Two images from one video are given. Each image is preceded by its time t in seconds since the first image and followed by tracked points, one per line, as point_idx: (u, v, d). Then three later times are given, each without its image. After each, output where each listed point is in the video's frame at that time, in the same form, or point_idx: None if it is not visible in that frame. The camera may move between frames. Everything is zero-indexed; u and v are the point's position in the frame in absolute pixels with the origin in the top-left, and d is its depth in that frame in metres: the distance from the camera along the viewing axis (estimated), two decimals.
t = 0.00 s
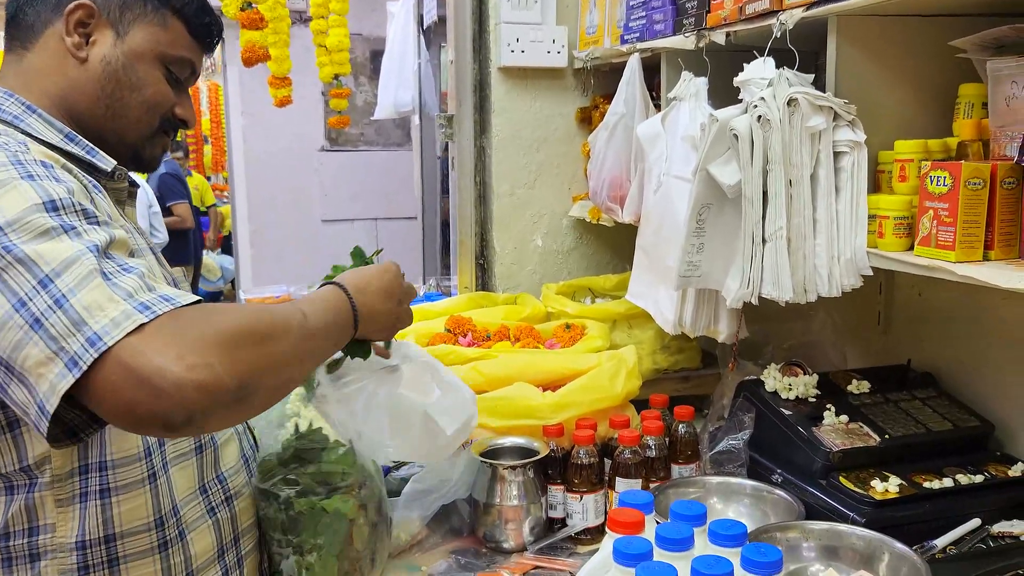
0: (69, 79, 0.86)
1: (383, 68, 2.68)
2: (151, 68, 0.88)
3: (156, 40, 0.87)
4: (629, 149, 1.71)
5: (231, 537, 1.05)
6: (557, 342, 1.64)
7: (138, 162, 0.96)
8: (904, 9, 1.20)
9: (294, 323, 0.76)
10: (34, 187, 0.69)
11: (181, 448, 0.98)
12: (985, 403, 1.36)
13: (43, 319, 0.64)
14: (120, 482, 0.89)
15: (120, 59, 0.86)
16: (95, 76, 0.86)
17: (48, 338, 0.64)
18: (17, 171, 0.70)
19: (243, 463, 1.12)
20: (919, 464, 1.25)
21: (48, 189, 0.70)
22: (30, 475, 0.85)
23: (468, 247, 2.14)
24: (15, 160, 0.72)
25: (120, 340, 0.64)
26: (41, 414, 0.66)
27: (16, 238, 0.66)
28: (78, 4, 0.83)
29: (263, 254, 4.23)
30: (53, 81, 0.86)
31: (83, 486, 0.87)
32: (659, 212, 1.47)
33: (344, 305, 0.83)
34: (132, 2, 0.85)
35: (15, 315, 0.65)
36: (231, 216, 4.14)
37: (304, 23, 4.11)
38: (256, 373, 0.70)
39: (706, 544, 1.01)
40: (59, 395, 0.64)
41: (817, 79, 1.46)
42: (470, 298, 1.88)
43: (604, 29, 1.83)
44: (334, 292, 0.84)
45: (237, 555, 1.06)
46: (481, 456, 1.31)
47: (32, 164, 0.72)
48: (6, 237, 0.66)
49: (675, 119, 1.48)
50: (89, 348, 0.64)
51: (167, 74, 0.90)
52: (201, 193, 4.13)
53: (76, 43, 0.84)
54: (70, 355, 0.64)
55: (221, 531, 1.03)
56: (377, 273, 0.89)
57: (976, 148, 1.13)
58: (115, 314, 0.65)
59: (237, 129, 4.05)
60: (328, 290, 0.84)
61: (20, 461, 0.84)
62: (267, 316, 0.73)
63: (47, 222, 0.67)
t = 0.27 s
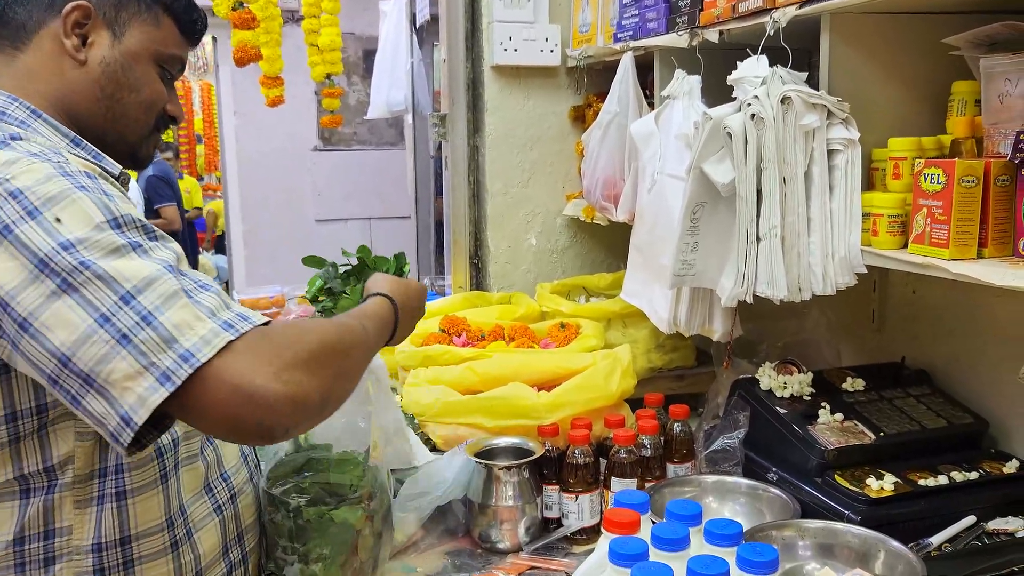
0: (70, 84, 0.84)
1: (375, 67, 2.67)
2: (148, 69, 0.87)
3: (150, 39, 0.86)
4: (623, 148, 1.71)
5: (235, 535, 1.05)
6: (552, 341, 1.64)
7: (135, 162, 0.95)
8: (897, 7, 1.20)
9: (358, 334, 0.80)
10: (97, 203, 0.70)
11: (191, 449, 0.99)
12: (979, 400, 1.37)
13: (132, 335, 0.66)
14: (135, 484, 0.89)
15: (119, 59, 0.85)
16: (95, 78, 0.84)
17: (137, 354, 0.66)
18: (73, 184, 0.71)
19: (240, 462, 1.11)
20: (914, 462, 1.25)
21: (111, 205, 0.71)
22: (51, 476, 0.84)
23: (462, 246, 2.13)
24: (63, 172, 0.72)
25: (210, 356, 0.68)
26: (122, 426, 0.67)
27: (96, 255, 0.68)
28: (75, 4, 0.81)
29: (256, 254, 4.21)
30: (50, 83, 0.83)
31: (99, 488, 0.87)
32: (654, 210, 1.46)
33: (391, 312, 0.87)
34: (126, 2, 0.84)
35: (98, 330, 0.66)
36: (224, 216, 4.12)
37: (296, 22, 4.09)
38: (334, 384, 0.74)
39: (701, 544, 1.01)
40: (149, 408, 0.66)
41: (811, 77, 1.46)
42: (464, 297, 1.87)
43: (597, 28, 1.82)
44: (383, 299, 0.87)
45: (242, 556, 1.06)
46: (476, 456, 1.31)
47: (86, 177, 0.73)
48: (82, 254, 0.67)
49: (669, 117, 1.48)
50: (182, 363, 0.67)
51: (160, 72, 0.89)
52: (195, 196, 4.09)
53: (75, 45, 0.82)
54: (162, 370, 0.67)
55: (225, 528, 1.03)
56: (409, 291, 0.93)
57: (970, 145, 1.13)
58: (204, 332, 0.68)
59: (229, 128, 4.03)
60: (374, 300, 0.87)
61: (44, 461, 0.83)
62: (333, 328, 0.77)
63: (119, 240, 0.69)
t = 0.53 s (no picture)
0: (76, 86, 0.83)
1: (368, 68, 2.66)
2: (150, 69, 0.87)
3: (152, 39, 0.86)
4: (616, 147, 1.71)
5: (239, 534, 1.01)
6: (546, 341, 1.63)
7: (136, 161, 0.94)
8: (890, 6, 1.20)
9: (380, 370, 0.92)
10: (153, 210, 0.75)
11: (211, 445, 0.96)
12: (973, 399, 1.37)
13: (202, 337, 0.72)
14: (151, 479, 0.87)
15: (125, 61, 0.84)
16: (101, 79, 0.84)
17: (207, 354, 0.72)
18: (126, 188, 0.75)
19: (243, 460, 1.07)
20: (909, 461, 1.25)
21: (165, 213, 0.76)
22: (68, 472, 0.83)
23: (456, 247, 2.13)
24: (113, 176, 0.76)
25: (273, 360, 0.75)
26: (189, 421, 0.72)
27: (163, 260, 0.73)
28: (81, 6, 0.81)
29: (250, 255, 4.20)
30: (53, 83, 0.82)
31: (115, 483, 0.86)
32: (647, 210, 1.46)
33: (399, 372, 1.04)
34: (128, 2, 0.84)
35: (169, 332, 0.71)
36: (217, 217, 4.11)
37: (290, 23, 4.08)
38: (363, 400, 0.85)
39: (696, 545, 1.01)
40: (220, 405, 0.72)
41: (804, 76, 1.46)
42: (458, 298, 1.87)
43: (591, 27, 1.82)
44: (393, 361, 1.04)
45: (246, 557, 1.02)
46: (470, 458, 1.30)
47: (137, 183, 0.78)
48: (149, 258, 0.72)
49: (662, 117, 1.48)
50: (250, 365, 0.73)
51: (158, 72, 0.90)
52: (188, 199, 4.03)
53: (81, 47, 0.82)
54: (231, 371, 0.73)
55: (231, 527, 0.99)
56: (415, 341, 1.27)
57: (963, 144, 1.13)
58: (267, 338, 0.75)
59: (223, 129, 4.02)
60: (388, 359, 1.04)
61: (64, 455, 0.82)
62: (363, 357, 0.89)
63: (178, 246, 0.74)
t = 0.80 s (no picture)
0: (85, 87, 0.83)
1: (365, 67, 2.66)
2: (159, 70, 0.87)
3: (161, 40, 0.86)
4: (613, 147, 1.71)
5: (251, 530, 1.01)
6: (543, 342, 1.63)
7: (145, 161, 0.94)
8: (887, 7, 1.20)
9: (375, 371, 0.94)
10: (170, 212, 0.77)
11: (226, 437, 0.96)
12: (968, 399, 1.37)
13: (214, 340, 0.74)
14: (163, 469, 0.87)
15: (134, 62, 0.84)
16: (111, 80, 0.84)
17: (219, 357, 0.74)
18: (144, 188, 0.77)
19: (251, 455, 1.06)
20: (906, 462, 1.25)
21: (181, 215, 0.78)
22: (84, 465, 0.83)
23: (453, 247, 2.12)
24: (132, 173, 0.77)
25: (277, 369, 0.77)
26: (199, 420, 0.74)
27: (178, 263, 0.74)
28: (90, 8, 0.80)
29: (246, 254, 4.19)
30: (50, 84, 0.82)
31: (130, 475, 0.86)
32: (644, 210, 1.46)
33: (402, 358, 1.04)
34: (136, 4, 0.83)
35: (183, 333, 0.73)
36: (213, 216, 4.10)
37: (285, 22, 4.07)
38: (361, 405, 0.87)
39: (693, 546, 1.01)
40: (230, 406, 0.74)
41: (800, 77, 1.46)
42: (455, 298, 1.87)
43: (588, 28, 1.82)
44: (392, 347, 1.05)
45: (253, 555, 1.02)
46: (467, 458, 1.30)
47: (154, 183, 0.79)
48: (166, 261, 0.74)
49: (659, 117, 1.48)
50: (258, 370, 0.76)
51: (168, 73, 0.89)
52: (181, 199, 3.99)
53: (89, 49, 0.81)
54: (240, 375, 0.75)
55: (245, 522, 0.99)
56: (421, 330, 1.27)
57: (959, 145, 1.13)
58: (272, 348, 0.77)
59: (219, 129, 4.01)
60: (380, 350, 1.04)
61: (81, 446, 0.82)
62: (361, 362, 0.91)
63: (193, 250, 0.76)
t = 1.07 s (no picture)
0: (78, 79, 0.81)
1: (359, 61, 2.65)
2: (153, 62, 0.86)
3: (156, 32, 0.85)
4: (608, 142, 1.70)
5: (242, 528, 0.99)
6: (537, 337, 1.63)
7: (140, 154, 0.94)
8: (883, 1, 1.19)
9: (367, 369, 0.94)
10: (153, 212, 0.76)
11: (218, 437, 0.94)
12: (962, 395, 1.37)
13: (193, 344, 0.74)
14: (154, 465, 0.86)
15: (129, 55, 0.83)
16: (105, 72, 0.82)
17: (198, 361, 0.74)
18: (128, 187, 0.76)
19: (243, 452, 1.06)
20: (900, 457, 1.25)
21: (163, 214, 0.77)
22: (72, 461, 0.82)
23: (447, 242, 2.12)
24: (115, 171, 0.77)
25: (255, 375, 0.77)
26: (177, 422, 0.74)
27: (160, 266, 0.74)
28: None
29: (240, 249, 4.18)
30: (36, 75, 0.80)
31: (119, 472, 0.85)
32: (639, 205, 1.46)
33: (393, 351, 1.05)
34: None
35: (163, 336, 0.73)
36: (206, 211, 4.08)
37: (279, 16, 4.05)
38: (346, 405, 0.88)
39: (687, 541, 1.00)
40: (209, 411, 0.74)
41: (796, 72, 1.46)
42: (449, 293, 1.86)
43: (582, 22, 1.81)
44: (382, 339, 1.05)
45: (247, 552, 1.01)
46: (461, 453, 1.29)
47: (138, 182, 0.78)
48: (148, 262, 0.73)
49: (654, 112, 1.47)
50: (237, 375, 0.76)
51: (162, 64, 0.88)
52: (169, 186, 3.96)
53: (83, 41, 0.80)
54: (219, 379, 0.75)
55: (236, 520, 0.97)
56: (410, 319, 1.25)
57: (955, 140, 1.13)
58: (251, 354, 0.77)
59: (212, 123, 3.99)
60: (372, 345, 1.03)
61: (68, 443, 0.82)
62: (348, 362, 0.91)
63: (176, 251, 0.76)
